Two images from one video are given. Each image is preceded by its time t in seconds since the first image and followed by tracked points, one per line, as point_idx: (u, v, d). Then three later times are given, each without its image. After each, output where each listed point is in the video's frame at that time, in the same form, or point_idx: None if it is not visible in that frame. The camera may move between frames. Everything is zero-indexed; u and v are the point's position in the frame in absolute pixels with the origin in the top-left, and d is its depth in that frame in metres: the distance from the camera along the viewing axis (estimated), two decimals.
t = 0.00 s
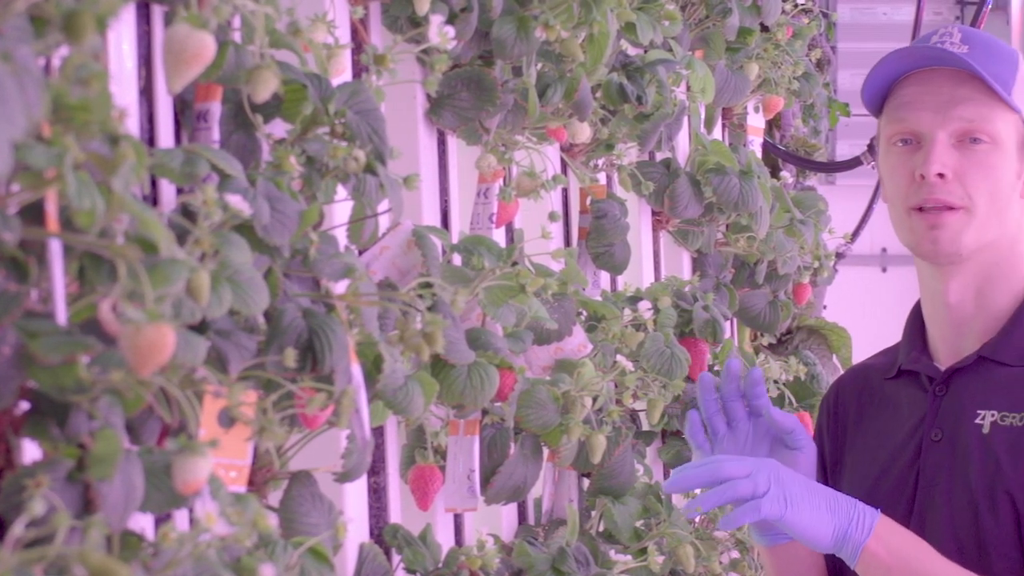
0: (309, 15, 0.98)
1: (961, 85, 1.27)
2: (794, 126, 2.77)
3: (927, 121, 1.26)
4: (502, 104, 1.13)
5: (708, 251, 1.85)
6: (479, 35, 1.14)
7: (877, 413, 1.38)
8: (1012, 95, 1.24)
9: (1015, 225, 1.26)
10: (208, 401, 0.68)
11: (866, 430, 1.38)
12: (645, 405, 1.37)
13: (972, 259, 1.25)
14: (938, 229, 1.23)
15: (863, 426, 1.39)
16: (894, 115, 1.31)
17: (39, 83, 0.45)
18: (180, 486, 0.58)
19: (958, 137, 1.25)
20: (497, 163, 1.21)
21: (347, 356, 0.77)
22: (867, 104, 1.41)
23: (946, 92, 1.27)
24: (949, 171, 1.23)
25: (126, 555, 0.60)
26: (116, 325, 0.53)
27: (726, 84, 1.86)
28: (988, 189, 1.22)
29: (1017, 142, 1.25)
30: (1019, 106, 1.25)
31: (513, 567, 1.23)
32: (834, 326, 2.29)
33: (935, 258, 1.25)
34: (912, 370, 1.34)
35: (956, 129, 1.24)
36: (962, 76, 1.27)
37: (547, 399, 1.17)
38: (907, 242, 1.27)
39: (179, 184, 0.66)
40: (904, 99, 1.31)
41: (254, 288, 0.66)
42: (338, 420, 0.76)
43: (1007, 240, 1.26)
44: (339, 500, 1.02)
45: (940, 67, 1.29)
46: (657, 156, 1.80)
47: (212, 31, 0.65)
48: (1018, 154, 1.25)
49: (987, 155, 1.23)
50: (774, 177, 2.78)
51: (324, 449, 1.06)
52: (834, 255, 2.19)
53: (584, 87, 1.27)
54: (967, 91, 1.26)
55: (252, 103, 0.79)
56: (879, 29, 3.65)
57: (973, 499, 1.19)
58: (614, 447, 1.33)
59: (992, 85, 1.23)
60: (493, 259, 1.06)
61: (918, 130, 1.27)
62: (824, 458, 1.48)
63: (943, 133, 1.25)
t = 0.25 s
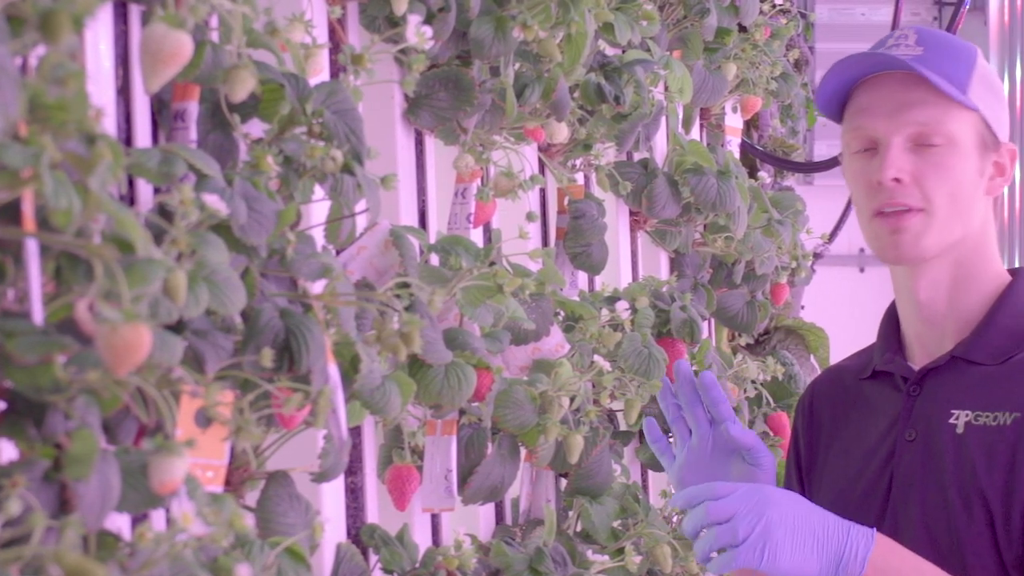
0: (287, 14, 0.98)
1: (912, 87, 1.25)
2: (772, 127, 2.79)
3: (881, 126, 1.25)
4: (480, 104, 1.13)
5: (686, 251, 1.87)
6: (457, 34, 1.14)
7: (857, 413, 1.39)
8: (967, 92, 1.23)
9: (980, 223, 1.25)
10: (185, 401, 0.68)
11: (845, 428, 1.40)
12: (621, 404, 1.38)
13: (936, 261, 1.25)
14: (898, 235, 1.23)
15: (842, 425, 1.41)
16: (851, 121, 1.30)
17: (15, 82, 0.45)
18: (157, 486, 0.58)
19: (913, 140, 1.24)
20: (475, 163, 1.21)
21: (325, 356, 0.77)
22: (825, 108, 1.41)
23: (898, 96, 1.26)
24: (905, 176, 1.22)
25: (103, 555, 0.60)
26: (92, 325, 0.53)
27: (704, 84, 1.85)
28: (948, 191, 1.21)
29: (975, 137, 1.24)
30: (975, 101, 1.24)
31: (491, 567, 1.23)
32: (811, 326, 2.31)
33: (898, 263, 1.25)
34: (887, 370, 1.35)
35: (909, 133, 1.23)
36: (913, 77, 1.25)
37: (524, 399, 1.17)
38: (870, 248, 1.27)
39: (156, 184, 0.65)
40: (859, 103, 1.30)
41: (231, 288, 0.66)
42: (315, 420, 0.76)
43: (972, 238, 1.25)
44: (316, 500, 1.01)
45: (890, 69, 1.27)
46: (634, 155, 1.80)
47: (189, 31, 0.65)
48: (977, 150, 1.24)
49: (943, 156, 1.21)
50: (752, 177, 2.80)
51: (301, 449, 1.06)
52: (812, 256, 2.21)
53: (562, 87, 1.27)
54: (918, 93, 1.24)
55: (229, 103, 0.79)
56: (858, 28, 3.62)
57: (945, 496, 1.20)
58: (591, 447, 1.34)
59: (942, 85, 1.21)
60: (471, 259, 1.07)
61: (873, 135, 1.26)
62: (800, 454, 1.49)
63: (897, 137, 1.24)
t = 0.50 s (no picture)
0: (262, 14, 0.98)
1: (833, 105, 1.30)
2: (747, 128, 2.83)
3: (812, 145, 1.31)
4: (455, 104, 1.14)
5: (661, 251, 1.88)
6: (432, 34, 1.14)
7: (828, 412, 1.41)
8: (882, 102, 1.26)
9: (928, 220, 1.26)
10: (160, 400, 0.68)
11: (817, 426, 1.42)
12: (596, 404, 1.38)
13: (885, 266, 1.27)
14: (834, 249, 1.27)
15: (814, 423, 1.43)
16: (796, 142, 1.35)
17: None
18: (132, 486, 0.58)
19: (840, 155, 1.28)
20: (450, 163, 1.22)
21: (300, 357, 0.77)
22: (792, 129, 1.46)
23: (824, 114, 1.30)
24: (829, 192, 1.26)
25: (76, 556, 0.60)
26: (66, 325, 0.53)
27: (680, 85, 1.87)
28: (876, 199, 1.24)
29: (903, 141, 1.26)
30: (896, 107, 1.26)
31: (466, 567, 1.23)
32: (787, 327, 2.35)
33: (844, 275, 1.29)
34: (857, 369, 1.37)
35: (834, 149, 1.28)
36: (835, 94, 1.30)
37: (499, 399, 1.17)
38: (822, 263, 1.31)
39: (130, 184, 0.65)
40: (801, 124, 1.35)
41: (206, 287, 0.66)
42: (289, 419, 0.76)
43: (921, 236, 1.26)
44: (291, 500, 1.01)
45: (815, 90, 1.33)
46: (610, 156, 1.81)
47: (164, 30, 0.65)
48: (909, 152, 1.26)
49: (865, 167, 1.25)
50: (728, 177, 2.82)
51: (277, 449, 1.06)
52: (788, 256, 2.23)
53: (538, 87, 1.28)
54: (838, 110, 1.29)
55: (204, 103, 0.78)
56: (834, 28, 3.87)
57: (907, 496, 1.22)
58: (566, 447, 1.35)
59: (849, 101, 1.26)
60: (446, 259, 1.07)
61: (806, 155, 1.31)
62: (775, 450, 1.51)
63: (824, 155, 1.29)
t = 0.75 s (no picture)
0: (236, 14, 0.98)
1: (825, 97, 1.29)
2: (722, 128, 2.85)
3: (797, 137, 1.30)
4: (430, 104, 1.14)
5: (635, 252, 1.89)
6: (407, 34, 1.14)
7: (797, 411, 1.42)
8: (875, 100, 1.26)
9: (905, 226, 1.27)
10: (133, 401, 0.68)
11: (785, 425, 1.43)
12: (573, 404, 1.41)
13: (857, 267, 1.27)
14: (811, 244, 1.27)
15: (783, 423, 1.43)
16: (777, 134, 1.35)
17: None
18: (106, 487, 0.58)
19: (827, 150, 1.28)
20: (425, 163, 1.22)
21: (274, 357, 0.77)
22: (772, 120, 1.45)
23: (814, 106, 1.30)
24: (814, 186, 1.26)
25: (50, 556, 0.60)
26: (40, 324, 0.53)
27: (655, 85, 1.89)
28: (856, 199, 1.24)
29: (891, 142, 1.26)
30: (888, 107, 1.26)
31: (440, 567, 1.24)
32: (761, 327, 2.37)
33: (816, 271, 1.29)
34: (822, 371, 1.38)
35: (821, 143, 1.27)
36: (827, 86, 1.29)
37: (474, 399, 1.17)
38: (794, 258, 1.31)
39: (104, 184, 0.65)
40: (785, 115, 1.34)
41: (180, 287, 0.66)
42: (264, 420, 0.76)
43: (897, 240, 1.27)
44: (265, 500, 1.01)
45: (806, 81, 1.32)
46: (585, 156, 1.82)
47: (139, 30, 0.64)
48: (895, 154, 1.26)
49: (851, 165, 1.25)
50: (703, 178, 2.84)
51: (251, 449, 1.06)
52: (762, 257, 2.25)
53: (512, 87, 1.29)
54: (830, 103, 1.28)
55: (178, 103, 0.78)
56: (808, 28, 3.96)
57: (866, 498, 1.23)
58: (541, 447, 1.35)
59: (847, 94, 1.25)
60: (421, 258, 1.08)
61: (792, 146, 1.31)
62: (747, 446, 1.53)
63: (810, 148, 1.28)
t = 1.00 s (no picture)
0: (215, 14, 0.98)
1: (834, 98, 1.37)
2: (701, 128, 2.87)
3: (801, 134, 1.37)
4: (409, 104, 1.15)
5: (615, 252, 1.89)
6: (386, 35, 1.15)
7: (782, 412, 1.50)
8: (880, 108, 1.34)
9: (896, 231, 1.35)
10: (112, 401, 0.69)
11: (770, 425, 1.51)
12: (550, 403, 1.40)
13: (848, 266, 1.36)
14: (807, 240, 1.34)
15: (769, 421, 1.51)
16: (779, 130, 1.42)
17: None
18: (84, 487, 0.58)
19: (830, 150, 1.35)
20: (404, 164, 1.22)
21: (253, 356, 0.77)
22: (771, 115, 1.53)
23: (821, 107, 1.37)
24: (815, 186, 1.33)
25: (28, 556, 0.60)
26: (17, 324, 0.53)
27: (634, 86, 1.90)
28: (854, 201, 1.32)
29: (891, 150, 1.34)
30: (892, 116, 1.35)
31: (419, 567, 1.24)
32: (740, 329, 2.43)
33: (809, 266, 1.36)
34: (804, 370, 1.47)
35: (826, 143, 1.35)
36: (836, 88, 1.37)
37: (453, 400, 1.17)
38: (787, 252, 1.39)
39: (82, 184, 0.65)
40: (789, 112, 1.42)
41: (158, 287, 0.66)
42: (243, 419, 0.76)
43: (887, 245, 1.35)
44: (244, 500, 1.01)
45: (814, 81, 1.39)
46: (564, 156, 1.83)
47: (118, 30, 0.65)
48: (894, 161, 1.34)
49: (853, 168, 1.32)
50: (682, 177, 2.86)
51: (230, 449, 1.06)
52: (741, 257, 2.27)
53: (491, 88, 1.29)
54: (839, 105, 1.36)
55: (156, 103, 0.78)
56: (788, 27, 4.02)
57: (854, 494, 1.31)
58: (520, 447, 1.35)
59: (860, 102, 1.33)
60: (399, 259, 1.08)
61: (794, 145, 1.38)
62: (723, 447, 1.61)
63: (814, 147, 1.35)
